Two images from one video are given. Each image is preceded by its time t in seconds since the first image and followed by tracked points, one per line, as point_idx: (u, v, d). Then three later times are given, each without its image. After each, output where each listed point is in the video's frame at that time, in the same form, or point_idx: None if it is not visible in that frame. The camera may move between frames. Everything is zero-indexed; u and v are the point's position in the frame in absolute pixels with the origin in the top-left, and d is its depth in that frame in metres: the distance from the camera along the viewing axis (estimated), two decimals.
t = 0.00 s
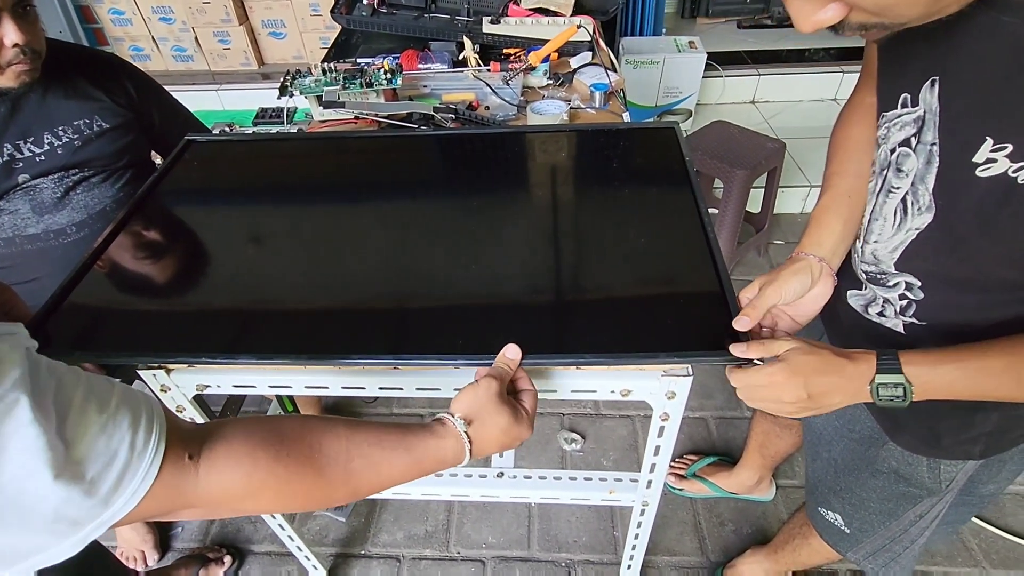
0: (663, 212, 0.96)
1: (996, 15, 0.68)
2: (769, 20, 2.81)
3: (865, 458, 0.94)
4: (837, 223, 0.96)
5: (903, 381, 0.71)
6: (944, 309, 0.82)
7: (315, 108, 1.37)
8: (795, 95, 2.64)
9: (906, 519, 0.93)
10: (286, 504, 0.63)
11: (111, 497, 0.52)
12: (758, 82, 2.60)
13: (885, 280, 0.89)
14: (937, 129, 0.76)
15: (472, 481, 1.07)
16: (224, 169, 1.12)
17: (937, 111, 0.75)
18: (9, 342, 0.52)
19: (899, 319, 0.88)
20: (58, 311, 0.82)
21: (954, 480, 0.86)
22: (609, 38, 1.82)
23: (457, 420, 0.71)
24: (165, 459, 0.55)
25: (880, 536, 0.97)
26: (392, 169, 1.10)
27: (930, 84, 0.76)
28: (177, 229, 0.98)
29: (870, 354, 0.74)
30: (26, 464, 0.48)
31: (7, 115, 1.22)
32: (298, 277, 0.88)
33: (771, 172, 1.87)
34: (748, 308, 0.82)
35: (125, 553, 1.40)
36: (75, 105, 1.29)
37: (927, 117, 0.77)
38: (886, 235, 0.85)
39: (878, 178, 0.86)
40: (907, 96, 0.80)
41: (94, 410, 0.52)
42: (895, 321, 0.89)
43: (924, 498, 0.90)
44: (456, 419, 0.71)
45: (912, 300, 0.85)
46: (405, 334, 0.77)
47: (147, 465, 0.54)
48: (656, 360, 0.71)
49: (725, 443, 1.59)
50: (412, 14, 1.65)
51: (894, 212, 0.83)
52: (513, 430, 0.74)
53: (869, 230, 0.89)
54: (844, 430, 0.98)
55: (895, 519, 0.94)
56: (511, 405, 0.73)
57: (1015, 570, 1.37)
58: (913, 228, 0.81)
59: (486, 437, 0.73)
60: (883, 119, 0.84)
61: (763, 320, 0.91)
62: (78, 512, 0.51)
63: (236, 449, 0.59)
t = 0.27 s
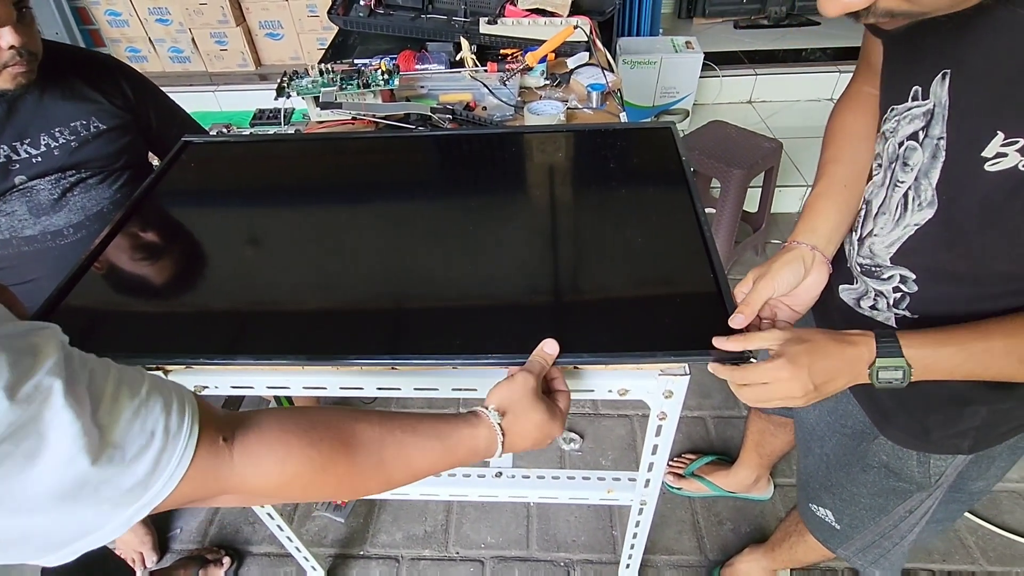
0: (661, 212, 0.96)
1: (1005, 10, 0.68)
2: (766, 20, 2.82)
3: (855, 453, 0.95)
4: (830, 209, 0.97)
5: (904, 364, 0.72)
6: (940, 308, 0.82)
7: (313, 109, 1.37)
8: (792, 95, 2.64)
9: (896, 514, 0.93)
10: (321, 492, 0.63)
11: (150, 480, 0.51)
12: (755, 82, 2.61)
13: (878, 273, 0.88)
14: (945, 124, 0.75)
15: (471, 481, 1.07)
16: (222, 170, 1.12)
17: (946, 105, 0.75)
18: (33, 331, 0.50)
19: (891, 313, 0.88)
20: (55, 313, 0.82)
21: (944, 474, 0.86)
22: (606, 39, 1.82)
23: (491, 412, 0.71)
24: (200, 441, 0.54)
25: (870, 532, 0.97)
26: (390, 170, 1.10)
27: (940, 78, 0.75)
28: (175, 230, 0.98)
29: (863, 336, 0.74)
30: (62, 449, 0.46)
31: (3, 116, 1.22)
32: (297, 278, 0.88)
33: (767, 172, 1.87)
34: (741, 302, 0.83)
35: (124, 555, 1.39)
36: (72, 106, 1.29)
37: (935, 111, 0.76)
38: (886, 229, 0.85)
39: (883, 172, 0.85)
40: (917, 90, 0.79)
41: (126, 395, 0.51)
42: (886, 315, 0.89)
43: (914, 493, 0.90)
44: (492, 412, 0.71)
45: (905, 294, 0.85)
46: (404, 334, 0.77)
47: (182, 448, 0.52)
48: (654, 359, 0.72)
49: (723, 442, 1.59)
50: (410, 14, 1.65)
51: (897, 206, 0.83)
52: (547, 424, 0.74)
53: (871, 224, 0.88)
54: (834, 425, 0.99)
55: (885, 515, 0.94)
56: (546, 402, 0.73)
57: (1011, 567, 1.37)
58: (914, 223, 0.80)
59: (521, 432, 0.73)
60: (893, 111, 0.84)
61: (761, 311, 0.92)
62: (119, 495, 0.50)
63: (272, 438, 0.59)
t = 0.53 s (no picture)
0: (660, 211, 0.96)
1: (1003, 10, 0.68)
2: (765, 20, 2.83)
3: (855, 449, 0.95)
4: (824, 214, 0.96)
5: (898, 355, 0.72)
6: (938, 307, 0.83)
7: (312, 109, 1.37)
8: (791, 95, 2.65)
9: (895, 508, 0.94)
10: (332, 492, 0.62)
11: (160, 479, 0.50)
12: (753, 82, 2.61)
13: (877, 277, 0.89)
14: (966, 125, 0.72)
15: (470, 480, 1.07)
16: (221, 169, 1.12)
17: (968, 106, 0.71)
18: (45, 325, 0.49)
19: (889, 314, 0.89)
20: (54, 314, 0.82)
21: (943, 468, 0.87)
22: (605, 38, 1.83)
23: (497, 413, 0.71)
24: (209, 440, 0.54)
25: (869, 527, 0.98)
26: (389, 169, 1.10)
27: (961, 77, 0.72)
28: (174, 230, 0.98)
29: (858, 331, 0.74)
30: (72, 443, 0.46)
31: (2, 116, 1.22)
32: (297, 278, 0.88)
33: (766, 171, 1.88)
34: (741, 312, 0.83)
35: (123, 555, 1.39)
36: (71, 106, 1.29)
37: (955, 112, 0.73)
38: (899, 231, 0.83)
39: (894, 173, 0.82)
40: (935, 89, 0.76)
41: (137, 392, 0.50)
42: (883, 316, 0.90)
43: (914, 486, 0.91)
44: (497, 413, 0.71)
45: (904, 297, 0.85)
46: (403, 334, 0.78)
47: (191, 445, 0.52)
48: (653, 358, 0.72)
49: (722, 441, 1.59)
50: (408, 14, 1.65)
51: (912, 209, 0.80)
52: (552, 424, 0.74)
53: (880, 226, 0.86)
54: (832, 422, 0.99)
55: (884, 509, 0.95)
56: (549, 400, 0.73)
57: (1010, 564, 1.37)
58: (927, 225, 0.78)
59: (526, 431, 0.72)
60: (906, 110, 0.80)
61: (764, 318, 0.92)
62: (129, 493, 0.49)
63: (278, 435, 0.58)
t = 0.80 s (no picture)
0: (660, 210, 0.97)
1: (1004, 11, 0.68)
2: (765, 20, 2.83)
3: (854, 446, 0.95)
4: (823, 212, 0.96)
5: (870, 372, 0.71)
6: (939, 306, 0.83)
7: (312, 108, 1.37)
8: (791, 94, 2.65)
9: (894, 504, 0.95)
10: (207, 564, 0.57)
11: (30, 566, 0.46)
12: (753, 81, 2.61)
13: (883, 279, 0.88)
14: (976, 123, 0.71)
15: (471, 479, 1.08)
16: (222, 168, 1.12)
17: (977, 105, 0.71)
18: None
19: (890, 315, 0.89)
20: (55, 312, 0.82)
21: (941, 462, 0.87)
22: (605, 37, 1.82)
23: (366, 422, 0.72)
24: (106, 522, 0.51)
25: (868, 522, 0.99)
26: (389, 168, 1.10)
27: (970, 76, 0.71)
28: (175, 229, 0.98)
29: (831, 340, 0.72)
30: None
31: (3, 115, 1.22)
32: (298, 277, 0.89)
33: (766, 170, 1.88)
34: (740, 310, 0.84)
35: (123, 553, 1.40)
36: (71, 104, 1.29)
37: (963, 111, 0.72)
38: (904, 230, 0.82)
39: (900, 171, 0.82)
40: (944, 87, 0.75)
41: (41, 465, 0.47)
42: (884, 317, 0.90)
43: (912, 481, 0.91)
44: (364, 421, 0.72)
45: (905, 304, 0.86)
46: (404, 333, 0.78)
47: (73, 538, 0.48)
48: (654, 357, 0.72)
49: (722, 440, 1.59)
50: (409, 13, 1.65)
51: (918, 207, 0.80)
52: (428, 427, 0.75)
53: (886, 225, 0.85)
54: (830, 418, 0.99)
55: (883, 505, 0.96)
56: (422, 402, 0.74)
57: (1010, 563, 1.37)
58: (934, 225, 0.78)
59: (399, 437, 0.73)
60: (912, 108, 0.79)
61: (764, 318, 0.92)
62: None
63: (168, 506, 0.55)
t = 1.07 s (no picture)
0: (661, 208, 0.96)
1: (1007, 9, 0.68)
2: (766, 18, 2.83)
3: (854, 444, 0.95)
4: (824, 209, 0.96)
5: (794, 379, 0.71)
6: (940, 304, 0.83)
7: (313, 104, 1.37)
8: (792, 92, 2.64)
9: (894, 500, 0.96)
10: None
11: None
12: (755, 79, 2.60)
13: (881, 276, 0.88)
14: (973, 120, 0.71)
15: (471, 475, 1.08)
16: (223, 165, 1.12)
17: (975, 102, 0.71)
18: None
19: (886, 313, 0.89)
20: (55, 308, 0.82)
21: (942, 459, 0.88)
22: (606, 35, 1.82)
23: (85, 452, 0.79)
24: None
25: (868, 519, 0.99)
26: (390, 165, 1.10)
27: (969, 72, 0.71)
28: (175, 226, 0.98)
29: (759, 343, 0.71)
30: None
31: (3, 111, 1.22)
32: (299, 273, 0.88)
33: (768, 169, 1.87)
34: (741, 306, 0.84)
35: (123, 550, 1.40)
36: (71, 101, 1.29)
37: (962, 107, 0.72)
38: (901, 227, 0.82)
39: (898, 167, 0.82)
40: (943, 83, 0.75)
41: None
42: (880, 314, 0.90)
43: (913, 478, 0.92)
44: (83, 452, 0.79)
45: (901, 303, 0.86)
46: (405, 330, 0.78)
47: None
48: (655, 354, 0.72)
49: (722, 439, 1.59)
50: (410, 10, 1.64)
51: (915, 204, 0.80)
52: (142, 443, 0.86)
53: (884, 222, 0.85)
54: (830, 416, 0.98)
55: (883, 502, 0.96)
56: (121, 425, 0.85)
57: (1010, 561, 1.38)
58: (930, 222, 0.78)
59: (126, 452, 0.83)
60: (913, 104, 0.79)
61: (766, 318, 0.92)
62: None
63: None
